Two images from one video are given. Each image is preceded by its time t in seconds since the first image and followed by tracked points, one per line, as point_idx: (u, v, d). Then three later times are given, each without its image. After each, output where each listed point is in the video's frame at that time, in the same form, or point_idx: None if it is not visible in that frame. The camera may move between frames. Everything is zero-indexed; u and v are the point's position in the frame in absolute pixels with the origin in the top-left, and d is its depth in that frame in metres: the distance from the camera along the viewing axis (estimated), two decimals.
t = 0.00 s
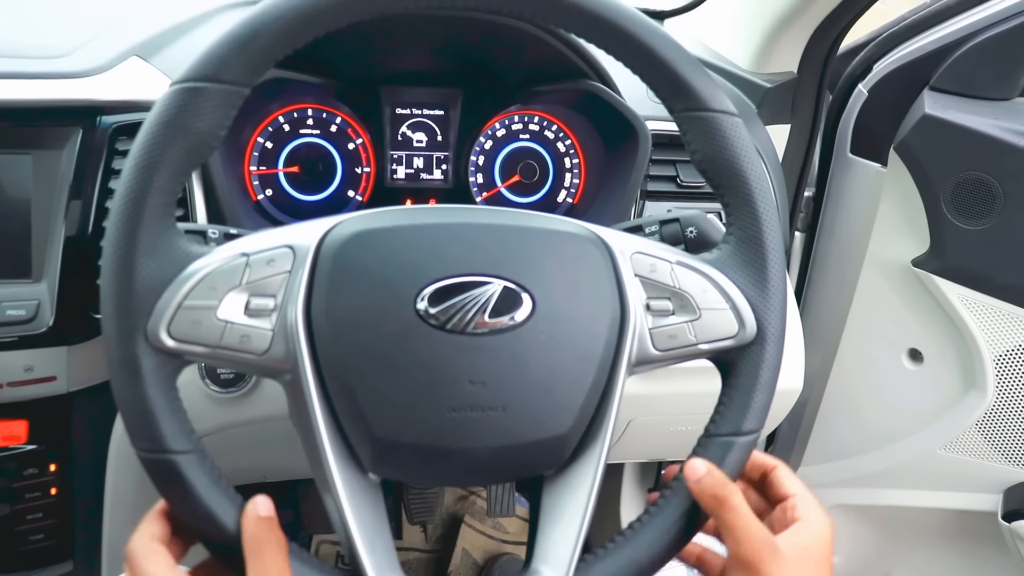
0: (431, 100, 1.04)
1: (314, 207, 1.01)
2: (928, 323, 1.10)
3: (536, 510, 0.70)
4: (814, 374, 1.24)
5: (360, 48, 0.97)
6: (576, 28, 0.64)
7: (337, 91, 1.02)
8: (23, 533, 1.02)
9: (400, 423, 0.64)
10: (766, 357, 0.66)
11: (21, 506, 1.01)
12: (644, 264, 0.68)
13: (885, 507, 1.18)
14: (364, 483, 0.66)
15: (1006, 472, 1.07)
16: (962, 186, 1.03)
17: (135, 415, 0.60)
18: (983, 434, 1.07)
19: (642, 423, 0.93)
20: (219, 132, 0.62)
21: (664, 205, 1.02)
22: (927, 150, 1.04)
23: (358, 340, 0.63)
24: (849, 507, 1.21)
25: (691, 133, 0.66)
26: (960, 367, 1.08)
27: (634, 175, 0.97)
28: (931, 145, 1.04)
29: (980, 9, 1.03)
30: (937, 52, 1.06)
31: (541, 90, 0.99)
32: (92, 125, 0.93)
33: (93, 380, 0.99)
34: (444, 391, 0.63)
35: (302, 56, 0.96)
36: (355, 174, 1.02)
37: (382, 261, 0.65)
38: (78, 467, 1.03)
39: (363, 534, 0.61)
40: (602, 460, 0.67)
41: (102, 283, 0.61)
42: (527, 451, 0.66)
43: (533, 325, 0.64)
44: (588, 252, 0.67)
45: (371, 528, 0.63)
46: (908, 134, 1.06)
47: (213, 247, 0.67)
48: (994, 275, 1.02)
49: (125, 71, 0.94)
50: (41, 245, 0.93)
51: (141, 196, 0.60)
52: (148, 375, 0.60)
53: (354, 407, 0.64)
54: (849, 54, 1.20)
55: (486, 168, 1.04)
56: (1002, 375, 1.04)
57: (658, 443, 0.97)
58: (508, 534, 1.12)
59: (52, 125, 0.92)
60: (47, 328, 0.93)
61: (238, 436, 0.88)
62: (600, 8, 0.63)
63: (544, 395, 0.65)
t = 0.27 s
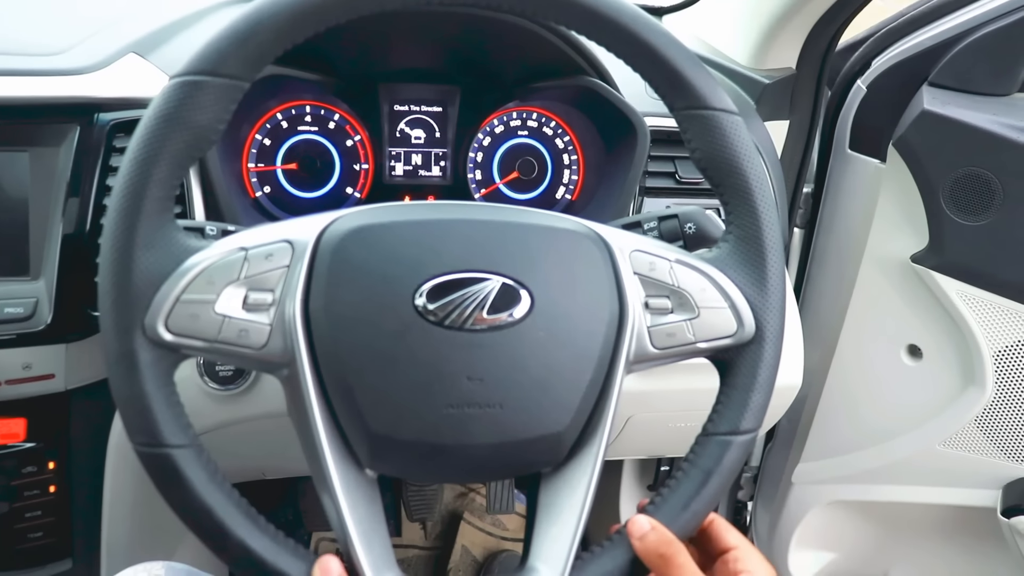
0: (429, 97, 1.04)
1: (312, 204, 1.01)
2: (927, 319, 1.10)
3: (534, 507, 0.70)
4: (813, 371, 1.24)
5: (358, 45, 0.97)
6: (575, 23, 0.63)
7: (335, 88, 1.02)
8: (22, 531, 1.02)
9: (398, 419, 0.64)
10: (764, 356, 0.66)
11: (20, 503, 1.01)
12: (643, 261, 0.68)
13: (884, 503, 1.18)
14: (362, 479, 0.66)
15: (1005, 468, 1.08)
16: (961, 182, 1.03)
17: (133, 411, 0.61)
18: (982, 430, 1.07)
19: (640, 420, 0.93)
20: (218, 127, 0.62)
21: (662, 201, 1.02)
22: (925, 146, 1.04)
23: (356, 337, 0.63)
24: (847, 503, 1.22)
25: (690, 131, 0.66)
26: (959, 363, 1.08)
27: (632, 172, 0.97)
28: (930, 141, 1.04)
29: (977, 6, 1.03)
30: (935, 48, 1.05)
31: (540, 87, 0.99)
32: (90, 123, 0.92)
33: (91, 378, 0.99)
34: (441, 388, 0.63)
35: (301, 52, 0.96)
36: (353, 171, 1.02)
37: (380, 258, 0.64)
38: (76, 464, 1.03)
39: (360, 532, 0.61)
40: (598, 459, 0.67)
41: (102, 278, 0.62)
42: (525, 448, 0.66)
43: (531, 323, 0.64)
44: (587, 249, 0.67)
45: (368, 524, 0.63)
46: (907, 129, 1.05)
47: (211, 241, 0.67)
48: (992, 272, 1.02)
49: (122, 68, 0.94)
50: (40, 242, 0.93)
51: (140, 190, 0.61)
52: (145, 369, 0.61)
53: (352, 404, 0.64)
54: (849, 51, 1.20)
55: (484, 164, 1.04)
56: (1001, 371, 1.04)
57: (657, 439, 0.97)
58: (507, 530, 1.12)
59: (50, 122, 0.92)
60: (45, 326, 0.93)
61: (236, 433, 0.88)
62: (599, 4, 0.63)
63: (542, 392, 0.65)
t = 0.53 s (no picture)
0: (428, 93, 1.04)
1: (311, 200, 1.00)
2: (926, 316, 1.09)
3: (534, 504, 0.70)
4: (813, 368, 1.24)
5: (357, 41, 0.96)
6: (574, 18, 0.63)
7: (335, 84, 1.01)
8: (21, 528, 1.02)
9: (397, 417, 0.64)
10: (764, 352, 0.66)
11: (18, 500, 1.01)
12: (642, 258, 0.68)
13: (884, 500, 1.18)
14: (360, 476, 0.66)
15: (1004, 465, 1.07)
16: (960, 179, 1.02)
17: (130, 409, 0.61)
18: (982, 426, 1.07)
19: (639, 417, 0.93)
20: (216, 123, 0.62)
21: (662, 198, 1.02)
22: (925, 142, 1.04)
23: (354, 334, 0.63)
24: (846, 500, 1.21)
25: (690, 127, 0.66)
26: (959, 360, 1.08)
27: (631, 168, 0.96)
28: (930, 138, 1.03)
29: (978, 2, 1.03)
30: (935, 44, 1.05)
31: (539, 83, 0.99)
32: (88, 119, 0.92)
33: (89, 375, 0.99)
34: (440, 385, 0.63)
35: (299, 48, 0.95)
36: (352, 167, 1.02)
37: (379, 254, 0.64)
38: (75, 462, 1.03)
39: (359, 530, 0.61)
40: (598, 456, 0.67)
41: (99, 276, 0.61)
42: (524, 445, 0.66)
43: (530, 319, 0.64)
44: (586, 245, 0.67)
45: (366, 522, 0.63)
46: (907, 126, 1.05)
47: (209, 238, 0.67)
48: (992, 268, 1.02)
49: (120, 65, 0.94)
50: (37, 239, 0.93)
51: (137, 187, 0.60)
52: (143, 367, 0.61)
53: (350, 401, 0.64)
54: (847, 48, 1.19)
55: (484, 161, 1.04)
56: (1001, 368, 1.04)
57: (656, 436, 0.97)
58: (507, 528, 1.11)
59: (48, 118, 0.92)
60: (43, 323, 0.92)
61: (235, 430, 0.88)
62: None
63: (542, 389, 0.65)
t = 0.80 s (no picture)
0: (428, 88, 1.04)
1: (310, 195, 1.00)
2: (928, 311, 1.09)
3: (534, 499, 0.70)
4: (813, 363, 1.23)
5: (356, 35, 0.96)
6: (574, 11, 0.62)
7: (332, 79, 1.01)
8: (20, 525, 1.02)
9: (396, 412, 0.64)
10: (765, 347, 0.66)
11: (18, 497, 1.01)
12: (643, 252, 0.67)
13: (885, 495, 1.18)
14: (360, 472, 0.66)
15: (1005, 461, 1.07)
16: (962, 173, 1.02)
17: (128, 404, 0.61)
18: (983, 422, 1.07)
19: (641, 412, 0.93)
20: (214, 117, 0.61)
21: (662, 192, 1.01)
22: (927, 136, 1.03)
23: (353, 330, 0.63)
24: (847, 496, 1.21)
25: (691, 120, 0.66)
26: (961, 356, 1.07)
27: (632, 163, 0.96)
28: (932, 132, 1.03)
29: None
30: (937, 38, 1.05)
31: (539, 77, 0.99)
32: (86, 114, 0.92)
33: (88, 371, 0.98)
34: (440, 381, 0.63)
35: (298, 43, 0.95)
36: (352, 162, 1.01)
37: (378, 249, 0.64)
38: (74, 458, 1.03)
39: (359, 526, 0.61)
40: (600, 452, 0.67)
41: (97, 271, 0.61)
42: (525, 440, 0.66)
43: (531, 314, 0.64)
44: (587, 240, 0.66)
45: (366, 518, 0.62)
46: (908, 120, 1.05)
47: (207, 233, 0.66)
48: (994, 264, 1.01)
49: (118, 60, 0.93)
50: (36, 235, 0.93)
51: (135, 182, 0.60)
52: (141, 362, 0.61)
53: (349, 397, 0.64)
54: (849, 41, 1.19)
55: (484, 156, 1.03)
56: (1002, 364, 1.03)
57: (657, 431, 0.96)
58: (508, 524, 1.11)
59: (47, 114, 0.91)
60: (41, 319, 0.92)
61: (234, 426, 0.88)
62: None
63: (542, 383, 0.64)
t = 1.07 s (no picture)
0: (429, 84, 1.03)
1: (311, 191, 1.00)
2: (928, 308, 1.09)
3: (534, 496, 0.70)
4: (813, 359, 1.24)
5: (356, 31, 0.96)
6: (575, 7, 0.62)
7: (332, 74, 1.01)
8: (21, 520, 1.01)
9: (397, 409, 0.64)
10: (766, 344, 0.66)
11: (18, 493, 1.00)
12: (644, 249, 0.67)
13: (885, 492, 1.18)
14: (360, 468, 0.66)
15: (1005, 457, 1.07)
16: (963, 170, 1.02)
17: (129, 400, 0.61)
18: (983, 419, 1.07)
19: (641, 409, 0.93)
20: (215, 113, 0.61)
21: (663, 189, 1.01)
22: (929, 133, 1.03)
23: (354, 326, 0.63)
24: (847, 493, 1.21)
25: (691, 117, 0.65)
26: (961, 352, 1.07)
27: (633, 159, 0.96)
28: (932, 128, 1.03)
29: None
30: (938, 35, 1.05)
31: (540, 73, 0.99)
32: (86, 110, 0.92)
33: (88, 367, 0.98)
34: (441, 377, 0.63)
35: (298, 38, 0.95)
36: (352, 158, 1.01)
37: (378, 246, 0.64)
38: (75, 453, 1.03)
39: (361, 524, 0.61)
40: (600, 447, 0.67)
41: (97, 267, 0.61)
42: (525, 436, 0.66)
43: (531, 311, 0.64)
44: (587, 236, 0.66)
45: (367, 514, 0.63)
46: (909, 117, 1.05)
47: (208, 229, 0.66)
48: (996, 260, 1.01)
49: (118, 56, 0.93)
50: (36, 231, 0.93)
51: (135, 178, 0.60)
52: (142, 358, 0.61)
53: (351, 392, 0.64)
54: (850, 38, 1.21)
55: (484, 152, 1.03)
56: (1003, 361, 1.03)
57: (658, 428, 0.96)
58: (508, 520, 1.11)
59: (47, 109, 0.91)
60: (42, 315, 0.92)
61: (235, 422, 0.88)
62: None
63: (543, 380, 0.65)
